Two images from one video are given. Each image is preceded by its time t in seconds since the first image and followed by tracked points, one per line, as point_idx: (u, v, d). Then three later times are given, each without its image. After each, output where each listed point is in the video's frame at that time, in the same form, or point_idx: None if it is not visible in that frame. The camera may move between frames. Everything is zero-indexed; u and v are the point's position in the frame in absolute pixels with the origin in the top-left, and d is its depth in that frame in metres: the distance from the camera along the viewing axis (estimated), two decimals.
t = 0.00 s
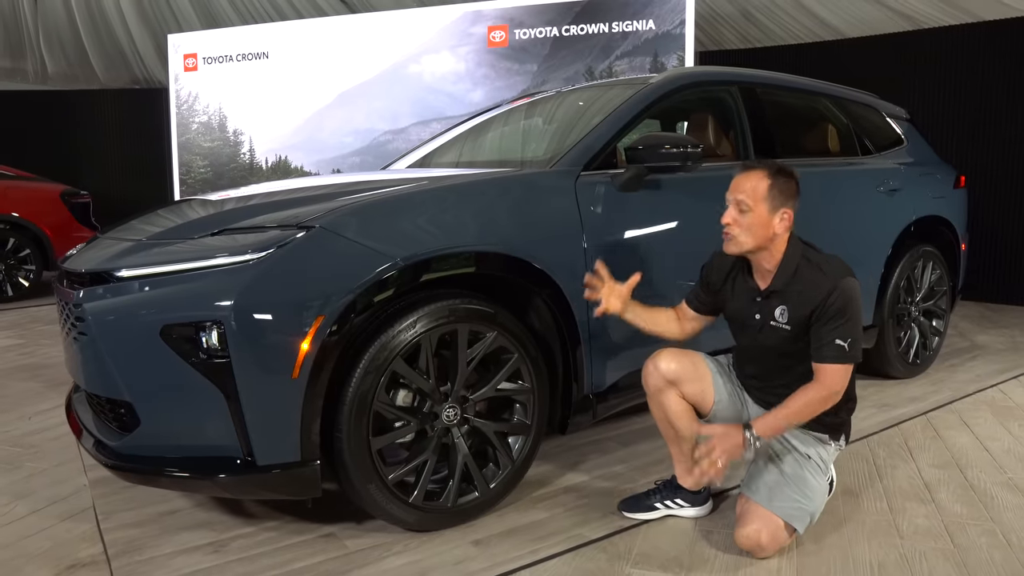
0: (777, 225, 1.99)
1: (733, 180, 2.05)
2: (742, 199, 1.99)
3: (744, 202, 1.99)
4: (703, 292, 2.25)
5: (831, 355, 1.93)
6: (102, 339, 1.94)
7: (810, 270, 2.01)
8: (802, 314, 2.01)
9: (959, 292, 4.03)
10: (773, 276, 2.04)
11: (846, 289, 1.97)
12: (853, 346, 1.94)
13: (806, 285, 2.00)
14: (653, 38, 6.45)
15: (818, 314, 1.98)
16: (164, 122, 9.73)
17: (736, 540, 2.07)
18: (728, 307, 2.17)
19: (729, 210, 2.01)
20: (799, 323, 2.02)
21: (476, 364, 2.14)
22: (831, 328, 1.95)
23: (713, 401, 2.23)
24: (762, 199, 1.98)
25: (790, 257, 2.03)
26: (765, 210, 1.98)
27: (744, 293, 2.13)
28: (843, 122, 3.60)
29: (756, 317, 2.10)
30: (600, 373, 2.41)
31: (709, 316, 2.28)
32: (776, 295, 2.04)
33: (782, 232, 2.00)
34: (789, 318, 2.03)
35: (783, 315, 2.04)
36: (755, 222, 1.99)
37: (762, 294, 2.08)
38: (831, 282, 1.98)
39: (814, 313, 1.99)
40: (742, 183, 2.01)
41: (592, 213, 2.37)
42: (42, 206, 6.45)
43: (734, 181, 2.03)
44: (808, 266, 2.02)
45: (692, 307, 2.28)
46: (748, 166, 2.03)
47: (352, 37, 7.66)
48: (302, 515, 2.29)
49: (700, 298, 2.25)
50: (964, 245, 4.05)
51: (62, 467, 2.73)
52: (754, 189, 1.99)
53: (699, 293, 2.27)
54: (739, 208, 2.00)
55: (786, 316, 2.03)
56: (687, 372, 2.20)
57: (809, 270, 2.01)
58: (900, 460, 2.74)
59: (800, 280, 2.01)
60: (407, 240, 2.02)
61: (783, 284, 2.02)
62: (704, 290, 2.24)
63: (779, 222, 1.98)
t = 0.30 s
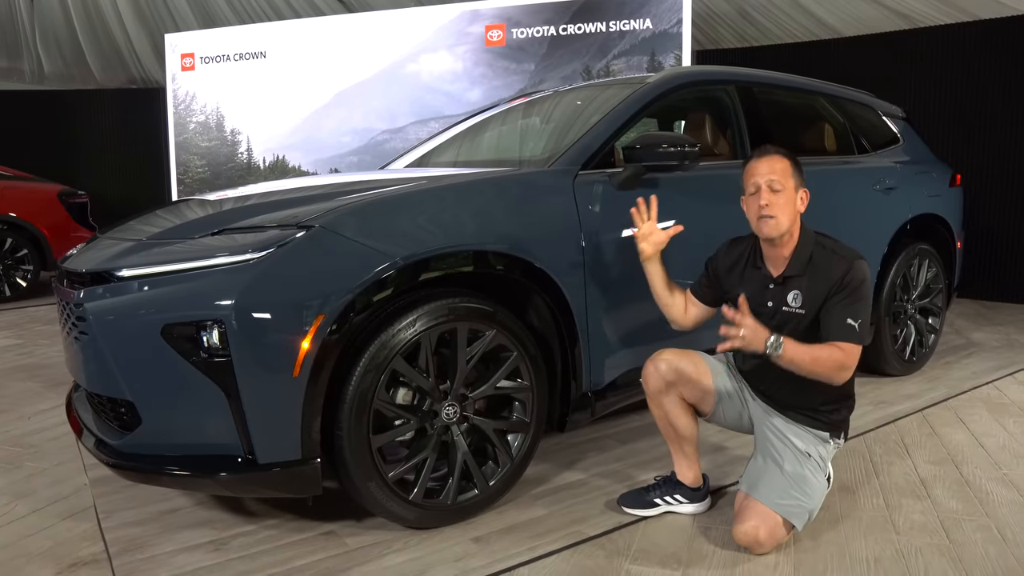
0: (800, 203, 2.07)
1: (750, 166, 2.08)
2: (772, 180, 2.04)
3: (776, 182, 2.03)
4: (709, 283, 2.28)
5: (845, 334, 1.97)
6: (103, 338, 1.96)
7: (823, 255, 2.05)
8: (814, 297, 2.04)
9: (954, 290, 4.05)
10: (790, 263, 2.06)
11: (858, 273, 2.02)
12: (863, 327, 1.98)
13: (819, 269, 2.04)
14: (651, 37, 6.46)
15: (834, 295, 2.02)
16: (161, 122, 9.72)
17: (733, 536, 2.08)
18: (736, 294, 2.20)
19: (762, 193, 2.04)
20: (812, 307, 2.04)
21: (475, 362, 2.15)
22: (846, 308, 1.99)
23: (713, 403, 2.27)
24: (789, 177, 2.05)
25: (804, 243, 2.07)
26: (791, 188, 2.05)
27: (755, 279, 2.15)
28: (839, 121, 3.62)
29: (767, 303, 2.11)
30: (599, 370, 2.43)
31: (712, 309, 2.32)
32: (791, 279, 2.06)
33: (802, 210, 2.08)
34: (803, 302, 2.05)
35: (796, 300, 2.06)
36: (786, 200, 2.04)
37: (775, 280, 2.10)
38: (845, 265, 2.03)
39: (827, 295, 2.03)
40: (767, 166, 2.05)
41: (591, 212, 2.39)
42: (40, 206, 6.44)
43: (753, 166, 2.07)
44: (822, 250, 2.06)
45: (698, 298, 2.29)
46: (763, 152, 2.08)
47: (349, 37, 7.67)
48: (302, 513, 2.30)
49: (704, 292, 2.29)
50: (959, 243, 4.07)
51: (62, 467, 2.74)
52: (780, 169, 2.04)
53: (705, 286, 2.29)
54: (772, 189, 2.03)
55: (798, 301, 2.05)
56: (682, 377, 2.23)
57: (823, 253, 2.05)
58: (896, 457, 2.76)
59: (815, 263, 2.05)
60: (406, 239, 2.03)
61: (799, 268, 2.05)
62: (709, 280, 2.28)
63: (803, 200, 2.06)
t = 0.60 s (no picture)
0: (804, 199, 2.09)
1: (754, 163, 2.10)
2: (778, 174, 2.06)
3: (781, 177, 2.06)
4: (709, 281, 2.29)
5: (850, 328, 1.99)
6: (102, 338, 1.96)
7: (827, 250, 2.07)
8: (817, 291, 2.05)
9: (950, 290, 4.07)
10: (794, 259, 2.08)
11: (861, 269, 2.04)
12: (866, 321, 2.01)
13: (823, 264, 2.06)
14: (648, 37, 6.47)
15: (838, 290, 2.03)
16: (158, 122, 9.71)
17: (731, 534, 2.09)
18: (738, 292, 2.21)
19: (766, 187, 2.06)
20: (816, 303, 2.05)
21: (472, 362, 2.16)
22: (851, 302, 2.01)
23: (711, 403, 2.29)
24: (794, 173, 2.07)
25: (807, 239, 2.08)
26: (795, 184, 2.07)
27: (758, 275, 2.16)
28: (834, 121, 3.64)
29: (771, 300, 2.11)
30: (596, 370, 2.44)
31: (715, 310, 2.31)
32: (796, 274, 2.07)
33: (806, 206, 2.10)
34: (808, 297, 2.05)
35: (800, 296, 2.06)
36: (791, 196, 2.06)
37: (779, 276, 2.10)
38: (848, 261, 2.05)
39: (831, 291, 2.04)
40: (772, 161, 2.07)
41: (588, 212, 2.40)
42: (37, 205, 6.44)
43: (758, 162, 2.09)
44: (826, 247, 2.08)
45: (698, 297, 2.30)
46: (767, 149, 2.10)
47: (347, 37, 7.67)
48: (301, 512, 2.31)
49: (704, 291, 2.29)
50: (954, 243, 4.09)
51: (60, 467, 2.74)
52: (785, 164, 2.07)
53: (705, 284, 2.30)
54: (777, 183, 2.05)
55: (803, 296, 2.05)
56: (682, 373, 2.25)
57: (827, 249, 2.07)
58: (891, 456, 2.77)
59: (819, 259, 2.06)
60: (404, 238, 2.04)
61: (804, 264, 2.06)
62: (711, 279, 2.29)
63: (807, 196, 2.09)
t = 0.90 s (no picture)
0: (805, 199, 2.10)
1: (755, 162, 2.10)
2: (779, 175, 2.06)
3: (782, 178, 2.06)
4: (707, 279, 2.30)
5: (848, 328, 2.00)
6: (99, 336, 1.96)
7: (826, 250, 2.08)
8: (817, 290, 2.06)
9: (946, 288, 4.08)
10: (794, 259, 2.09)
11: (860, 270, 2.05)
12: (864, 322, 2.01)
13: (822, 264, 2.06)
14: (645, 37, 6.48)
15: (837, 291, 2.04)
16: (154, 121, 9.70)
17: (727, 532, 2.10)
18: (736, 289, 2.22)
19: (767, 188, 2.06)
20: (814, 304, 2.06)
21: (469, 361, 2.16)
22: (850, 303, 2.02)
23: (707, 404, 2.30)
24: (795, 173, 2.07)
25: (807, 239, 2.09)
26: (796, 184, 2.07)
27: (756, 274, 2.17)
28: (831, 121, 3.64)
29: (770, 300, 2.12)
30: (594, 369, 2.44)
31: (713, 304, 2.32)
32: (795, 275, 2.08)
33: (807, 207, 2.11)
34: (807, 298, 2.06)
35: (799, 296, 2.07)
36: (792, 197, 2.07)
37: (778, 276, 2.11)
38: (848, 261, 2.06)
39: (830, 292, 2.05)
40: (773, 162, 2.07)
41: (585, 210, 2.40)
42: (33, 204, 6.42)
43: (760, 162, 2.09)
44: (825, 247, 2.08)
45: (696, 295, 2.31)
46: (769, 149, 2.10)
47: (343, 36, 7.66)
48: (299, 511, 2.31)
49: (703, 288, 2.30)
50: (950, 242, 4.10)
51: (56, 466, 2.74)
52: (785, 165, 2.07)
53: (703, 282, 2.30)
54: (778, 184, 2.05)
55: (803, 296, 2.06)
56: (679, 373, 2.26)
57: (826, 250, 2.08)
58: (887, 454, 2.78)
59: (818, 260, 2.07)
60: (402, 236, 2.04)
61: (803, 265, 2.07)
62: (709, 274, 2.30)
63: (808, 196, 2.09)
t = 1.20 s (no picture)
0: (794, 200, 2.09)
1: (744, 164, 2.10)
2: (767, 177, 2.05)
3: (770, 179, 2.05)
4: (701, 277, 2.29)
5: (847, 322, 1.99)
6: (96, 335, 1.96)
7: (817, 250, 2.08)
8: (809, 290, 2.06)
9: (942, 288, 4.09)
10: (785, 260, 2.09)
11: (852, 268, 2.05)
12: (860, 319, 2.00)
13: (813, 264, 2.06)
14: (642, 37, 6.48)
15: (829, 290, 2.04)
16: (151, 120, 9.68)
17: (724, 531, 2.10)
18: (726, 290, 2.20)
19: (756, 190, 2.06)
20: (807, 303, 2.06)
21: (467, 360, 2.16)
22: (844, 300, 2.02)
23: (703, 401, 2.29)
24: (783, 175, 2.07)
25: (797, 239, 2.09)
26: (785, 185, 2.07)
27: (747, 274, 2.16)
28: (828, 121, 3.65)
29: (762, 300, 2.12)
30: (591, 368, 2.44)
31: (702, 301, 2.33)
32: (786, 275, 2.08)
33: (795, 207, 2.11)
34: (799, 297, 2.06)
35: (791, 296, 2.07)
36: (781, 198, 2.06)
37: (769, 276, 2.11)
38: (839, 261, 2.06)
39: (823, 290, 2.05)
40: (761, 164, 2.07)
41: (582, 210, 2.40)
42: (28, 203, 6.40)
43: (749, 163, 2.09)
44: (817, 248, 2.08)
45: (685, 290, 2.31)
46: (757, 150, 2.10)
47: (341, 35, 7.65)
48: (296, 510, 2.31)
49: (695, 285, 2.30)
50: (947, 243, 4.11)
51: (53, 465, 2.73)
52: (774, 166, 2.07)
53: (699, 280, 2.31)
54: (767, 186, 2.05)
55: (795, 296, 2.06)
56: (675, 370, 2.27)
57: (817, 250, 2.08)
58: (884, 454, 2.79)
59: (810, 260, 2.07)
60: (400, 235, 2.04)
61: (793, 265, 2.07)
62: (700, 273, 2.30)
63: (796, 197, 2.09)
